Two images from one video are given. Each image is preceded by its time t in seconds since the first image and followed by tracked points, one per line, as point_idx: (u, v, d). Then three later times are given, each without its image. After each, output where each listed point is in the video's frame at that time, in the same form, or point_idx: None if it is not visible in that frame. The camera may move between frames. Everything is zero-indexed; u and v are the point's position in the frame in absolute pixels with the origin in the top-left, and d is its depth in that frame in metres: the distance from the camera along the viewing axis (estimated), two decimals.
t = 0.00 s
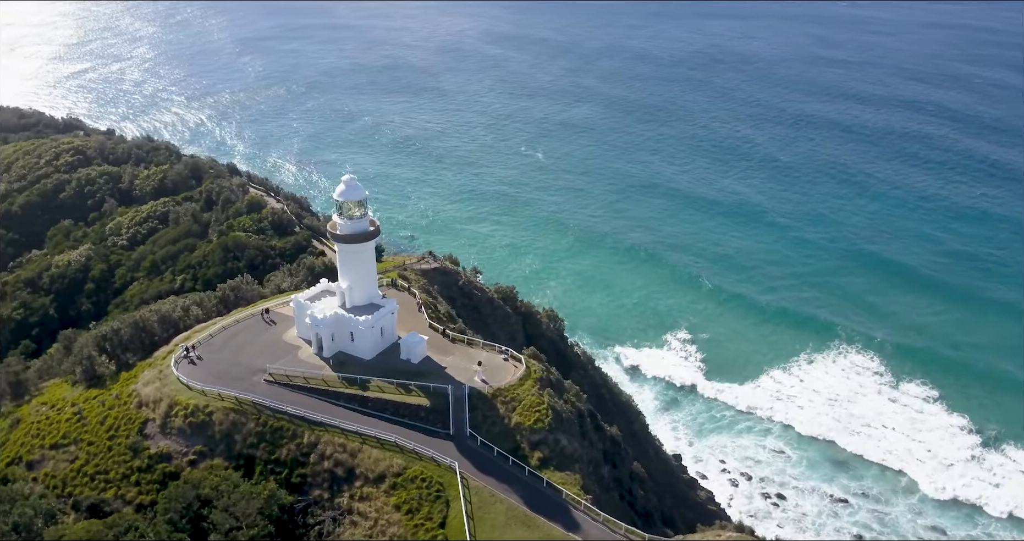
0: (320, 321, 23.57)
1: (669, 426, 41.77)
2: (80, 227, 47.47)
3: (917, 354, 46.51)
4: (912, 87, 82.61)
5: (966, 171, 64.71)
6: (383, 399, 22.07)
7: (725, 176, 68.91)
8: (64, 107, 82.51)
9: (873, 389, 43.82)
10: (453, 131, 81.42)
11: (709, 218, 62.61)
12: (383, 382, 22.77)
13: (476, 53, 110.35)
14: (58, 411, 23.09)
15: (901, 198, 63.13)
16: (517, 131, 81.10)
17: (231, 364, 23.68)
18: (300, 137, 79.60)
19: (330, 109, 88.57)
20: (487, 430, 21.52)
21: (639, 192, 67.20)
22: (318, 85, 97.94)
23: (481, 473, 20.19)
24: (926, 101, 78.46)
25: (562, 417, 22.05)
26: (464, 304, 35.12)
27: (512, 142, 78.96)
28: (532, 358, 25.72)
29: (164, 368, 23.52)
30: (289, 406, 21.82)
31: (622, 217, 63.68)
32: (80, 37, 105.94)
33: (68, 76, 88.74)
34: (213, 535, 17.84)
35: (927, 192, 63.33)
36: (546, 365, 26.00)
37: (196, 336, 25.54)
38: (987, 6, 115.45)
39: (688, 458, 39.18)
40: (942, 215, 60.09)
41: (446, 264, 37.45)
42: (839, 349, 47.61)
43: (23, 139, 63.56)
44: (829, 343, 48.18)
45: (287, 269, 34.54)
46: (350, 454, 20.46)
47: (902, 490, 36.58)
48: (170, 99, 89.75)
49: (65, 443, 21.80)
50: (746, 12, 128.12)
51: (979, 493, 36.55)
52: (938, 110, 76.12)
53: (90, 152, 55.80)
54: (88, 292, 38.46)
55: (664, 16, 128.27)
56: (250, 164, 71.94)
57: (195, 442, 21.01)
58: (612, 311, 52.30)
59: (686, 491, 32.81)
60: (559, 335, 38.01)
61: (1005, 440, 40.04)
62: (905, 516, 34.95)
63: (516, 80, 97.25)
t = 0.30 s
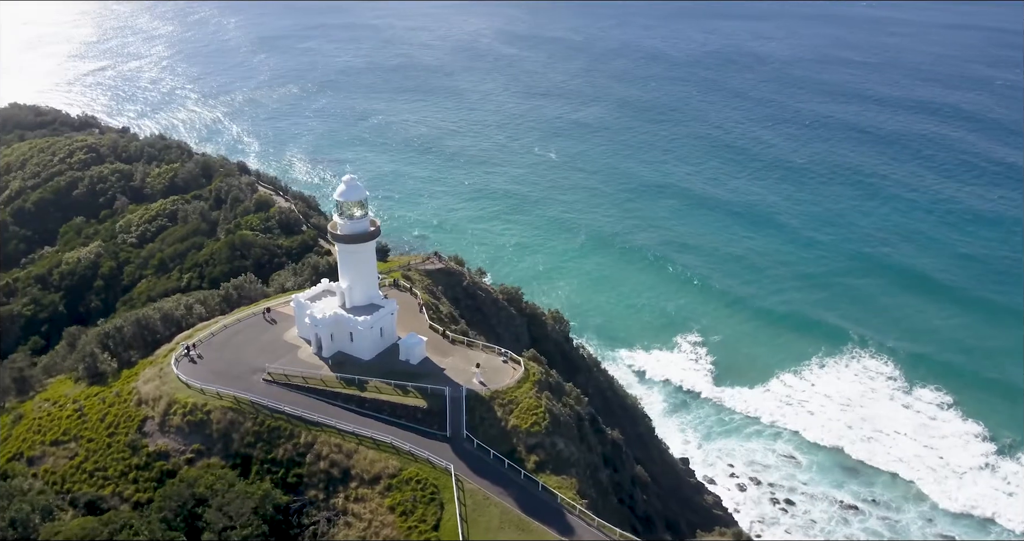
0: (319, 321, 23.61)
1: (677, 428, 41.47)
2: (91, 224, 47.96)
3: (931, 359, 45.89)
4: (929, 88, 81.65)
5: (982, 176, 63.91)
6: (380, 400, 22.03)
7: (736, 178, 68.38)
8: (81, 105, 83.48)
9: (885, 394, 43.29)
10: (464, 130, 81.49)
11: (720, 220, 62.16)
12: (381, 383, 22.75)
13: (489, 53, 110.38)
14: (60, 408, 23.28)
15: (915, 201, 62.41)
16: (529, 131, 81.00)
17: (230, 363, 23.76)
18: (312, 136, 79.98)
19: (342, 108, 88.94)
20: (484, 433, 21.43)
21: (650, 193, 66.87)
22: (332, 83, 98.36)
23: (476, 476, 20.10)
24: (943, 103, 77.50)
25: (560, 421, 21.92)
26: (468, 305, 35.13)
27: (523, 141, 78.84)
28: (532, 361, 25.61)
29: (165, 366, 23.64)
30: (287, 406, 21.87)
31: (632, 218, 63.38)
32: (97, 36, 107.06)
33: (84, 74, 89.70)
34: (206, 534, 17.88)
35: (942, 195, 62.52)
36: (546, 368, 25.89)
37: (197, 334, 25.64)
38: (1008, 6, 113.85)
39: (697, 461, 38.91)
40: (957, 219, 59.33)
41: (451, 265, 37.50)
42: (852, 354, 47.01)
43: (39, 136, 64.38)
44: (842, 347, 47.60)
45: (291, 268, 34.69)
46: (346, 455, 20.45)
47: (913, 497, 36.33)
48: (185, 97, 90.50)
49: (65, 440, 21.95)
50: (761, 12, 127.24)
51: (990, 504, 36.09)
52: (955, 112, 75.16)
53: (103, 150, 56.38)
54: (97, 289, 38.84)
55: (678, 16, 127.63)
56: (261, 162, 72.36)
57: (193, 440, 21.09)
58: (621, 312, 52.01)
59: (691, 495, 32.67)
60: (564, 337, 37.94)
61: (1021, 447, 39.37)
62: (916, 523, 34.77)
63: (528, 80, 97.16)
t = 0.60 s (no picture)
0: (319, 321, 23.64)
1: (686, 431, 41.19)
2: (105, 220, 48.52)
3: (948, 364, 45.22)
4: (949, 90, 80.44)
5: (1002, 181, 62.88)
6: (378, 400, 22.01)
7: (751, 179, 67.72)
8: (100, 103, 84.52)
9: (899, 401, 42.67)
10: (478, 129, 81.51)
11: (733, 221, 61.59)
12: (380, 383, 22.74)
13: (505, 52, 110.38)
14: (64, 402, 23.52)
15: (932, 205, 61.52)
16: (542, 130, 80.83)
17: (231, 361, 23.85)
18: (326, 134, 80.37)
19: (357, 106, 89.34)
20: (481, 435, 21.35)
21: (662, 194, 66.42)
22: (347, 81, 98.81)
23: (472, 478, 20.02)
24: (963, 105, 76.31)
25: (558, 424, 21.79)
26: (473, 305, 35.01)
27: (536, 141, 78.62)
28: (534, 363, 25.49)
29: (167, 363, 23.78)
30: (285, 405, 21.91)
31: (644, 218, 62.97)
32: (117, 34, 108.38)
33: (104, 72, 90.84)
34: (200, 532, 17.96)
35: (960, 199, 61.55)
36: (547, 370, 25.78)
37: (201, 331, 25.76)
38: None
39: (706, 465, 38.66)
40: (975, 224, 58.38)
41: (458, 265, 37.42)
42: (867, 359, 46.36)
43: (58, 133, 65.27)
44: (857, 352, 46.94)
45: (298, 266, 34.82)
46: (343, 455, 20.44)
47: (927, 505, 35.97)
48: (202, 95, 91.32)
49: (67, 435, 22.14)
50: (780, 13, 126.10)
51: (1006, 514, 35.57)
52: (976, 115, 73.96)
53: (119, 147, 57.04)
54: (108, 285, 39.25)
55: (696, 16, 126.80)
56: (275, 160, 72.82)
57: (191, 437, 21.19)
58: (631, 313, 51.66)
59: (698, 499, 32.45)
60: (571, 339, 37.83)
61: None
62: (929, 531, 34.44)
63: (543, 80, 97.01)
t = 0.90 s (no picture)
0: (319, 320, 23.66)
1: (693, 433, 40.91)
2: (116, 218, 48.92)
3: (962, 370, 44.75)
4: (966, 92, 79.42)
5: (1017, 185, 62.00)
6: (375, 400, 22.00)
7: (762, 180, 67.16)
8: (115, 101, 85.25)
9: (911, 406, 42.15)
10: (489, 129, 81.45)
11: (743, 222, 61.07)
12: (377, 384, 22.71)
13: (518, 52, 110.26)
14: (65, 399, 23.68)
15: (946, 209, 60.78)
16: (553, 130, 80.61)
17: (231, 360, 23.93)
18: (337, 133, 80.65)
19: (369, 105, 89.59)
20: (477, 437, 21.27)
21: (673, 194, 66.01)
22: (360, 80, 99.05)
23: (467, 480, 19.94)
24: (980, 108, 75.31)
25: (555, 427, 21.66)
26: (476, 306, 34.92)
27: (547, 141, 78.39)
28: (533, 365, 25.40)
29: (167, 361, 23.90)
30: (283, 404, 21.95)
31: (654, 219, 62.64)
32: (134, 32, 109.28)
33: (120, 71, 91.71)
34: (193, 531, 18.01)
35: (974, 203, 60.76)
36: (546, 372, 25.68)
37: (202, 329, 25.87)
38: None
39: (713, 469, 38.43)
40: (989, 229, 57.61)
41: (462, 265, 37.32)
42: (880, 363, 45.85)
43: (73, 130, 65.84)
44: (869, 356, 46.46)
45: (302, 266, 34.94)
46: (338, 455, 20.43)
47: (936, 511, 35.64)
48: (216, 93, 91.89)
49: (67, 431, 22.29)
50: (796, 13, 125.09)
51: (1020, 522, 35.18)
52: (993, 118, 72.95)
53: (131, 145, 57.50)
54: (116, 282, 39.55)
55: (710, 16, 126.02)
56: (286, 158, 73.14)
57: (189, 436, 21.25)
58: (639, 314, 51.35)
59: (703, 502, 32.39)
60: (575, 341, 37.69)
61: None
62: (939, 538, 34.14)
63: (555, 79, 96.77)
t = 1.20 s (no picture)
0: (317, 320, 23.67)
1: (700, 436, 40.92)
2: (125, 216, 49.28)
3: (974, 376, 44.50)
4: (982, 94, 78.45)
5: None
6: (371, 402, 22.01)
7: (773, 181, 66.62)
8: (128, 99, 85.97)
9: (921, 411, 41.92)
10: (498, 129, 81.37)
11: (752, 223, 60.59)
12: (374, 385, 22.70)
13: (529, 52, 110.12)
14: (66, 396, 23.85)
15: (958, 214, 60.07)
16: (563, 130, 80.38)
17: (229, 359, 23.99)
18: (347, 132, 80.85)
19: (379, 104, 89.77)
20: (473, 439, 21.19)
21: (681, 195, 65.62)
22: (371, 80, 99.32)
23: (461, 483, 19.86)
24: (995, 110, 74.37)
25: (552, 430, 21.55)
26: (479, 307, 34.85)
27: (557, 140, 78.16)
28: (532, 367, 25.30)
29: (166, 359, 23.99)
30: (280, 404, 21.98)
31: (662, 220, 62.27)
32: (148, 31, 110.18)
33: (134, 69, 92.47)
34: (186, 530, 18.05)
35: (987, 208, 60.05)
36: (545, 375, 25.56)
37: (202, 328, 25.96)
38: None
39: (718, 472, 38.49)
40: (1002, 234, 56.93)
41: (465, 266, 37.25)
42: (890, 366, 45.55)
43: (86, 128, 66.42)
44: (880, 360, 46.11)
45: (306, 265, 35.00)
46: (333, 456, 20.45)
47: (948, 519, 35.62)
48: (228, 92, 92.44)
49: (66, 429, 22.45)
50: (810, 13, 123.98)
51: None
52: (1009, 122, 72.04)
53: (141, 144, 57.93)
54: (123, 280, 39.83)
55: (724, 16, 125.21)
56: (295, 157, 73.42)
57: (186, 434, 21.31)
58: (648, 316, 51.01)
59: (709, 507, 32.30)
60: (578, 342, 37.58)
61: None
62: None
63: (566, 79, 96.53)
